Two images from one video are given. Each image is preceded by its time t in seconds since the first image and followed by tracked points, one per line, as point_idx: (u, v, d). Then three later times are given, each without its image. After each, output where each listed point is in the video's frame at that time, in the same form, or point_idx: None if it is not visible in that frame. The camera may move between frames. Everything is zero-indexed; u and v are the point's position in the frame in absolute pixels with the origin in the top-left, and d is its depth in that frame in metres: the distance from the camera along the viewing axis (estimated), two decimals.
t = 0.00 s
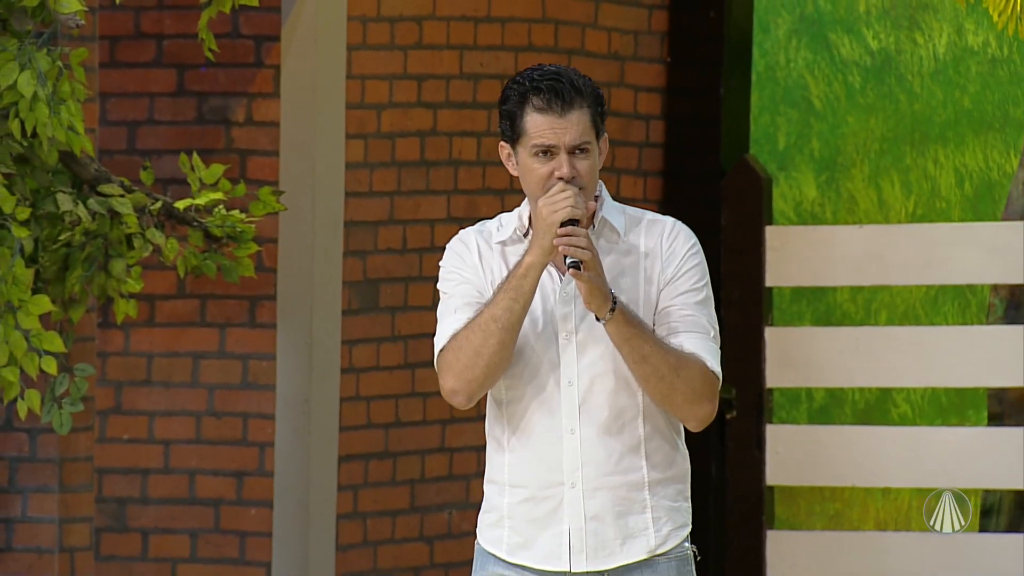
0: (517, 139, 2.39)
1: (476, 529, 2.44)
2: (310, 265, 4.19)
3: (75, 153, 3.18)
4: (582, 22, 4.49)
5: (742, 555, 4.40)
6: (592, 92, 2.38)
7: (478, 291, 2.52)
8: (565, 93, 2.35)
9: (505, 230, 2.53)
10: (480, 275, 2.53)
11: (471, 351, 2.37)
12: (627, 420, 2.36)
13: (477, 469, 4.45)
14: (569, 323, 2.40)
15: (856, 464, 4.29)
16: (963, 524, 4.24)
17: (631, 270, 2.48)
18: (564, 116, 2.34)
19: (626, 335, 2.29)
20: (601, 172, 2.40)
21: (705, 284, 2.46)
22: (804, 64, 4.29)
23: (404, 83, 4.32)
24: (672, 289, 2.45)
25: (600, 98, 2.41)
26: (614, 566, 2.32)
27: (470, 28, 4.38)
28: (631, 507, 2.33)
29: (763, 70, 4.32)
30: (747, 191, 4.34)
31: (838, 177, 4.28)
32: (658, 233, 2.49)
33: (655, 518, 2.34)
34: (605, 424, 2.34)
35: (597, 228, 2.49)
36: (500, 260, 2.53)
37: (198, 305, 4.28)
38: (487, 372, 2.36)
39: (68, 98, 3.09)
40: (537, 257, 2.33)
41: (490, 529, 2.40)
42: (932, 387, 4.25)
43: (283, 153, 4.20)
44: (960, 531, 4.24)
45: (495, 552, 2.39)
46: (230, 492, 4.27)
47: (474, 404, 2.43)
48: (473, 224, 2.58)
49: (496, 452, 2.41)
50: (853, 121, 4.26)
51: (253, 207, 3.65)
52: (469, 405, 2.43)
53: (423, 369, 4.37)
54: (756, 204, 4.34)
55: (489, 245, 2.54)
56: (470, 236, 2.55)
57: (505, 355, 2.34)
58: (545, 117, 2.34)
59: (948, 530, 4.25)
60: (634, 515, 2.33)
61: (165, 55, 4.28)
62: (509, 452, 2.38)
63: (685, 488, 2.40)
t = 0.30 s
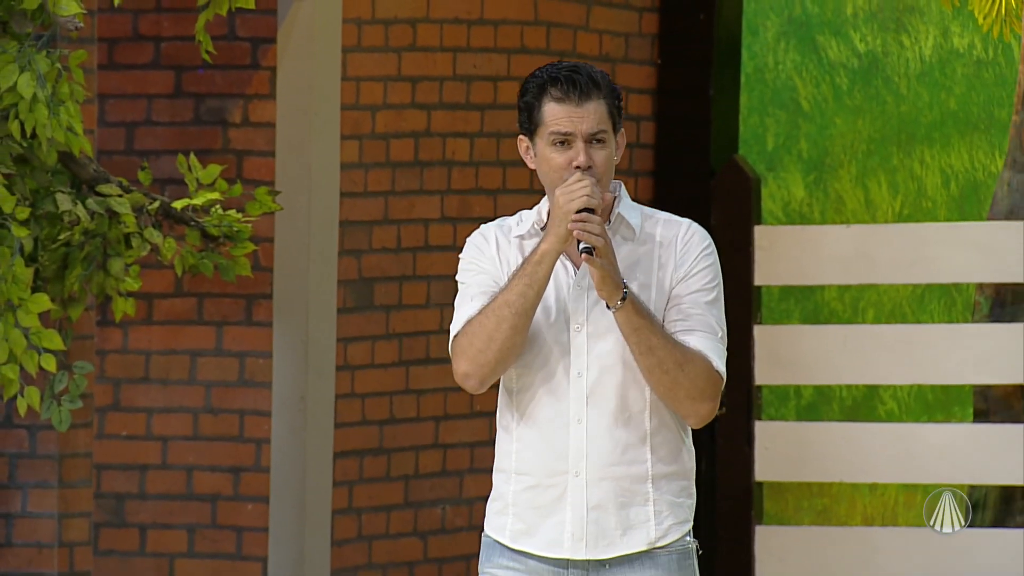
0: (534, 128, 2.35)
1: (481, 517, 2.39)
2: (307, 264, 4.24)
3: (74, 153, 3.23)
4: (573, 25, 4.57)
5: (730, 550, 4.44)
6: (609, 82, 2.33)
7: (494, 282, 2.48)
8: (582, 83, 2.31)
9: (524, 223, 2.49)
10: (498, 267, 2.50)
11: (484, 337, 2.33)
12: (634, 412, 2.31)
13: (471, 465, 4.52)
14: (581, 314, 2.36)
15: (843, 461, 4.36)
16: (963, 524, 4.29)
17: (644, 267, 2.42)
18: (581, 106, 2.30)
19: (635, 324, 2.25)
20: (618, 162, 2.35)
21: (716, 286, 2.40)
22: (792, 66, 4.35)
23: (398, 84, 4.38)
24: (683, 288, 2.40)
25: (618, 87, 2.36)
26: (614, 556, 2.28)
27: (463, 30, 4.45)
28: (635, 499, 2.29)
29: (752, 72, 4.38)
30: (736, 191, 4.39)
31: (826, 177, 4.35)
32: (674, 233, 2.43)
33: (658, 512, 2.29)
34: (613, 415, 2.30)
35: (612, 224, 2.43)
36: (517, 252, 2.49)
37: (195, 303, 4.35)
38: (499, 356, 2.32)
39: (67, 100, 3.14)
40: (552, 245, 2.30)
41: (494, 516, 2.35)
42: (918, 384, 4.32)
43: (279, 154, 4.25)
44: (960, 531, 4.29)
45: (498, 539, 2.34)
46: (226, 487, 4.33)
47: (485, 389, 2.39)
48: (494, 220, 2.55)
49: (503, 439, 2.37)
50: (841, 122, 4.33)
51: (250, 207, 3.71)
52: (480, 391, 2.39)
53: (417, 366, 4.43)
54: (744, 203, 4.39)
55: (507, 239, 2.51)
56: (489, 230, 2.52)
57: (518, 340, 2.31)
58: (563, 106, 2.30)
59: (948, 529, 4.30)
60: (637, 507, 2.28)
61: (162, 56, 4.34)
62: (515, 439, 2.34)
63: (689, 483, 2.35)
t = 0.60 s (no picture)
0: (549, 138, 2.33)
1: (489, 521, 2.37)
2: (300, 263, 4.31)
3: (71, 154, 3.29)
4: (563, 28, 4.67)
5: (715, 543, 4.53)
6: (628, 97, 2.32)
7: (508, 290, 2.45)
8: (600, 95, 2.29)
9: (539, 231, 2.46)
10: (511, 275, 2.46)
11: (495, 343, 2.31)
12: (641, 419, 2.28)
13: (461, 461, 4.60)
14: (592, 323, 2.34)
15: (826, 456, 4.43)
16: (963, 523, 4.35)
17: (652, 279, 2.39)
18: (597, 117, 2.28)
19: (636, 334, 2.24)
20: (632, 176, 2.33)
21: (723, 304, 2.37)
22: (778, 68, 4.43)
23: (391, 86, 4.45)
24: (689, 302, 2.37)
25: (636, 102, 2.34)
26: (617, 561, 2.26)
27: (455, 32, 4.53)
28: (638, 506, 2.26)
29: (738, 74, 4.46)
30: (722, 192, 4.48)
31: (810, 178, 4.42)
32: (685, 246, 2.40)
33: (661, 519, 2.26)
34: (619, 422, 2.28)
35: (624, 237, 2.40)
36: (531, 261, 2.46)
37: (190, 302, 4.40)
38: (509, 363, 2.30)
39: (64, 101, 3.17)
40: (562, 252, 2.29)
41: (501, 518, 2.33)
42: (901, 380, 4.39)
43: (273, 154, 4.31)
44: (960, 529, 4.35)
45: (505, 542, 2.32)
46: (221, 483, 4.39)
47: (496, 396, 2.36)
48: (510, 228, 2.52)
49: (513, 443, 2.35)
50: (826, 123, 4.41)
51: (245, 207, 3.78)
52: (490, 398, 2.36)
53: (408, 364, 4.50)
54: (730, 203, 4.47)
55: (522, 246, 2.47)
56: (504, 238, 2.49)
57: (528, 347, 2.29)
58: (579, 116, 2.29)
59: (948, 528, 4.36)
60: (640, 513, 2.26)
61: (158, 59, 4.41)
62: (524, 443, 2.32)
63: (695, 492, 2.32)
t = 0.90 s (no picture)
0: (560, 128, 2.42)
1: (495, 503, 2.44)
2: (292, 261, 4.37)
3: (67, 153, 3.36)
4: (551, 30, 4.74)
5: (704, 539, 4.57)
6: (637, 91, 2.40)
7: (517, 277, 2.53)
8: (609, 88, 2.38)
9: (548, 221, 2.55)
10: (521, 263, 2.55)
11: (506, 329, 2.39)
12: (646, 406, 2.37)
13: (451, 455, 4.67)
14: (599, 311, 2.42)
15: (809, 451, 4.51)
16: (961, 523, 4.44)
17: (659, 268, 2.48)
18: (605, 109, 2.37)
19: (641, 323, 2.32)
20: (640, 167, 2.42)
21: (726, 295, 2.46)
22: (762, 69, 4.51)
23: (382, 87, 4.53)
24: (693, 291, 2.46)
25: (646, 93, 2.42)
26: (621, 544, 2.34)
27: (445, 33, 4.61)
28: (643, 490, 2.35)
29: (723, 75, 4.54)
30: (708, 193, 4.54)
31: (794, 177, 4.51)
32: (693, 237, 2.49)
33: (665, 503, 2.35)
34: (626, 408, 2.36)
35: (633, 226, 2.49)
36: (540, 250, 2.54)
37: (185, 299, 4.47)
38: (518, 348, 2.38)
39: (61, 102, 3.27)
40: (569, 240, 2.36)
41: (507, 501, 2.41)
42: (883, 376, 4.47)
43: (267, 153, 4.37)
44: (958, 530, 4.44)
45: (511, 525, 2.39)
46: (215, 477, 4.46)
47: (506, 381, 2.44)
48: (519, 218, 2.60)
49: (521, 428, 2.43)
50: (809, 123, 4.49)
51: (239, 207, 3.85)
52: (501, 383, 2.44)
53: (399, 359, 4.58)
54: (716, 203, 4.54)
55: (531, 236, 2.56)
56: (514, 227, 2.58)
57: (537, 333, 2.37)
58: (588, 107, 2.37)
59: (946, 528, 4.45)
60: (645, 497, 2.35)
61: (153, 60, 4.48)
62: (532, 428, 2.40)
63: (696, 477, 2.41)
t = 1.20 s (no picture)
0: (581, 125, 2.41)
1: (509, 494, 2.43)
2: (286, 259, 4.45)
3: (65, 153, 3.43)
4: (541, 32, 4.79)
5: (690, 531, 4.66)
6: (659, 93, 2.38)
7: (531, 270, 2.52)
8: (631, 88, 2.36)
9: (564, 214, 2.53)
10: (536, 257, 2.53)
11: (518, 322, 2.37)
12: (660, 397, 2.35)
13: (443, 450, 4.76)
14: (614, 303, 2.40)
15: (794, 445, 4.59)
16: (962, 523, 4.53)
17: (673, 263, 2.46)
18: (627, 108, 2.35)
19: (654, 316, 2.30)
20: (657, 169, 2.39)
21: (738, 291, 2.45)
22: (748, 71, 4.59)
23: (374, 88, 4.61)
24: (706, 287, 2.44)
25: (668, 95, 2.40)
26: (637, 532, 2.31)
27: (436, 36, 4.69)
28: (658, 480, 2.33)
29: (709, 76, 4.61)
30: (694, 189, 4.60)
31: (780, 176, 4.59)
32: (706, 232, 2.47)
33: (680, 492, 2.33)
34: (640, 398, 2.35)
35: (648, 222, 2.46)
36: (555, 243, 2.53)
37: (181, 296, 4.55)
38: (531, 340, 2.36)
39: (59, 102, 3.36)
40: (582, 236, 2.34)
41: (522, 491, 2.38)
42: (867, 372, 4.55)
43: (261, 153, 4.44)
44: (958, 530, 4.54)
45: (525, 514, 2.37)
46: (210, 471, 4.53)
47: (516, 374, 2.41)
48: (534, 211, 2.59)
49: (534, 418, 2.41)
50: (794, 124, 4.57)
51: (234, 206, 3.93)
52: (511, 375, 2.42)
53: (391, 356, 4.66)
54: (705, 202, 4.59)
55: (546, 229, 2.55)
56: (529, 220, 2.56)
57: (550, 326, 2.35)
58: (608, 106, 2.35)
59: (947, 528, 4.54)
60: (659, 487, 2.32)
61: (150, 61, 4.55)
62: (546, 417, 2.38)
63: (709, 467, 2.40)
